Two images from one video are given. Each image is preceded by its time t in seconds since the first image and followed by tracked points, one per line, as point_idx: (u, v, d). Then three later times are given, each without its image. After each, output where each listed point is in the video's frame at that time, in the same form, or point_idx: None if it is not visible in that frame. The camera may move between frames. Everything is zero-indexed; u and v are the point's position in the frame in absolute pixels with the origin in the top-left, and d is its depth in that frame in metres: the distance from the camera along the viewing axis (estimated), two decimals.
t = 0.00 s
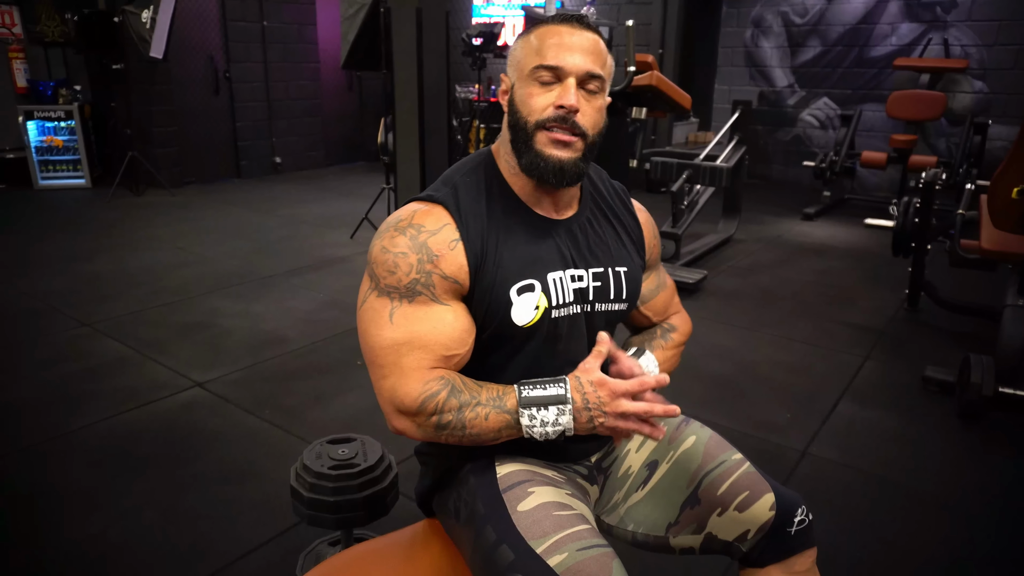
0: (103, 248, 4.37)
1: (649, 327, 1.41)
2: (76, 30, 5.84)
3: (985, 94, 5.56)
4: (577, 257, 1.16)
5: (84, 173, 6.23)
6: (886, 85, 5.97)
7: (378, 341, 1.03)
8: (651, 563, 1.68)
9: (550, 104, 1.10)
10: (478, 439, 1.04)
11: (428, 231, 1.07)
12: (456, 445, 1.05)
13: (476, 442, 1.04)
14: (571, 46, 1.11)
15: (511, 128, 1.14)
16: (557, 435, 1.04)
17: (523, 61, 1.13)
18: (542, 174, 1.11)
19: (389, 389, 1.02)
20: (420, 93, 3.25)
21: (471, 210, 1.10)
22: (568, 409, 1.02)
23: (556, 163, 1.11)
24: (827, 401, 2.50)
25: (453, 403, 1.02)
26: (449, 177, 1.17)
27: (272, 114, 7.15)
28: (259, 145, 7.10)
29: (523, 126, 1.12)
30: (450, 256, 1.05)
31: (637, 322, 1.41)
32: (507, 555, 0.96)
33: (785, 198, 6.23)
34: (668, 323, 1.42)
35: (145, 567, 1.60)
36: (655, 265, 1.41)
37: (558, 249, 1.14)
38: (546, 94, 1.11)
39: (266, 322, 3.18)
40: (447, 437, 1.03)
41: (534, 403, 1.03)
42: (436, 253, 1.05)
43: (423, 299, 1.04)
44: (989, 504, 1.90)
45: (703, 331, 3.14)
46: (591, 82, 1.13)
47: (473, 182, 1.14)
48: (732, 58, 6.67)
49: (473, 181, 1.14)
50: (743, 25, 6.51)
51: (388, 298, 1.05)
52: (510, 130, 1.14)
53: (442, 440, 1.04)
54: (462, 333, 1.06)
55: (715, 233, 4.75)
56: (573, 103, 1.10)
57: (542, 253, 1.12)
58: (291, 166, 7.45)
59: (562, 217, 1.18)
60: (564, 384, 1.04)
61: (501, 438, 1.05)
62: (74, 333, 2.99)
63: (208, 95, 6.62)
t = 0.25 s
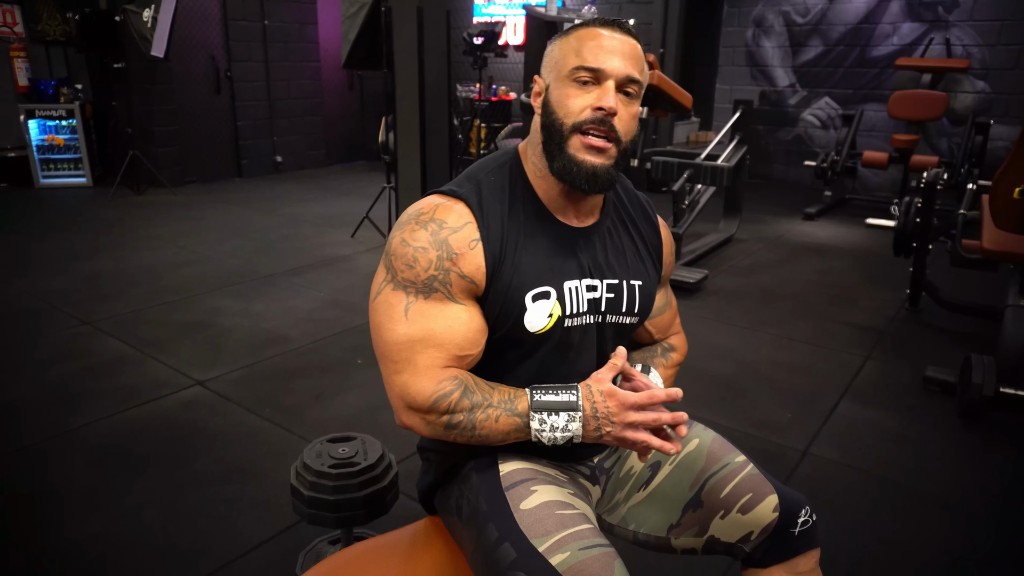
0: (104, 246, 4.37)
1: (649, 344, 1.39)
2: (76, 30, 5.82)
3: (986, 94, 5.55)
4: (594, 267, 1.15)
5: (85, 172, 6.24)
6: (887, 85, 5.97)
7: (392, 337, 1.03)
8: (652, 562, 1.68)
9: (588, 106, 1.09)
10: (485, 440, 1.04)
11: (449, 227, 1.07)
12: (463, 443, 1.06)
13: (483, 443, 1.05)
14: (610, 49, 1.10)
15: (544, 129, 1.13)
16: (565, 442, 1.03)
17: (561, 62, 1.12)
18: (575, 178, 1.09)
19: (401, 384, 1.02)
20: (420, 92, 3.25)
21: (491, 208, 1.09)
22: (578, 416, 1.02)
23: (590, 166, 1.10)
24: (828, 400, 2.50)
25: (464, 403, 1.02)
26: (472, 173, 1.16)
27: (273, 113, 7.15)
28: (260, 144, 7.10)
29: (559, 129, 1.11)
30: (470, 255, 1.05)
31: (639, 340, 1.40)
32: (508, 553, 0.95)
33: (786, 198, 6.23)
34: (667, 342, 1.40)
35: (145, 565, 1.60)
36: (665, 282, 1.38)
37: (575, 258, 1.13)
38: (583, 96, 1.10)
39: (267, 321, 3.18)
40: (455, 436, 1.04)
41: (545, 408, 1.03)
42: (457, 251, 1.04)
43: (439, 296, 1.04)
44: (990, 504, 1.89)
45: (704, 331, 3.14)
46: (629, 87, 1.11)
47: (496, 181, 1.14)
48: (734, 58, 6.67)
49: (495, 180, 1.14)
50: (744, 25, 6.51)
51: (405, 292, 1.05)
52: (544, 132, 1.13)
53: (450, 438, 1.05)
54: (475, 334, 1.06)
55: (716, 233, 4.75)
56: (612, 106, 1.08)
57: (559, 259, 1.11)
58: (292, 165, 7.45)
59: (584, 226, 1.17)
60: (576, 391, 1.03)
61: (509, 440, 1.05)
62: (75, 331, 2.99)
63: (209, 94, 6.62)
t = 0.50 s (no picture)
0: (103, 247, 4.37)
1: (651, 344, 1.40)
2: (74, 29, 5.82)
3: (985, 93, 5.55)
4: (594, 272, 1.15)
5: (83, 172, 6.24)
6: (885, 85, 5.97)
7: (391, 342, 1.03)
8: (650, 563, 1.68)
9: (589, 112, 1.09)
10: (484, 445, 1.04)
11: (450, 231, 1.06)
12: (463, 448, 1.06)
13: (482, 448, 1.04)
14: (610, 53, 1.09)
15: (545, 136, 1.12)
16: (565, 446, 1.02)
17: (561, 67, 1.11)
18: (580, 183, 1.09)
19: (399, 390, 1.03)
20: (419, 92, 3.25)
21: (492, 212, 1.09)
22: (578, 419, 1.01)
23: (594, 173, 1.09)
24: (826, 401, 2.50)
25: (462, 407, 1.02)
26: (473, 176, 1.16)
27: (272, 113, 7.15)
28: (258, 144, 7.10)
29: (561, 135, 1.10)
30: (470, 260, 1.05)
31: (641, 341, 1.40)
32: (506, 556, 0.96)
33: (784, 198, 6.23)
34: (670, 342, 1.40)
35: (143, 566, 1.60)
36: (665, 284, 1.38)
37: (575, 263, 1.13)
38: (584, 102, 1.09)
39: (266, 321, 3.18)
40: (454, 441, 1.04)
41: (544, 412, 1.02)
42: (458, 256, 1.04)
43: (440, 300, 1.04)
44: (988, 505, 1.89)
45: (703, 331, 3.14)
46: (630, 91, 1.11)
47: (497, 185, 1.14)
48: (733, 58, 6.67)
49: (496, 184, 1.14)
50: (743, 25, 6.52)
51: (404, 297, 1.05)
52: (545, 138, 1.13)
53: (448, 443, 1.05)
54: (476, 338, 1.06)
55: (715, 233, 4.75)
56: (614, 112, 1.08)
57: (558, 265, 1.11)
58: (291, 165, 7.45)
59: (583, 231, 1.17)
60: (575, 393, 1.02)
61: (509, 445, 1.04)
62: (74, 332, 3.00)
63: (208, 94, 6.62)
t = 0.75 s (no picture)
0: (101, 248, 4.36)
1: (653, 342, 1.40)
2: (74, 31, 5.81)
3: (983, 97, 5.56)
4: (583, 277, 1.15)
5: (82, 173, 6.23)
6: (884, 89, 5.98)
7: (380, 355, 1.04)
8: (648, 566, 1.69)
9: (573, 117, 1.09)
10: (476, 448, 1.03)
11: (434, 242, 1.07)
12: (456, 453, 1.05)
13: (476, 451, 1.03)
14: (589, 55, 1.09)
15: (529, 143, 1.12)
16: (558, 438, 1.00)
17: (540, 71, 1.11)
18: (567, 190, 1.09)
19: (388, 403, 1.03)
20: (418, 95, 3.25)
21: (478, 222, 1.10)
22: (567, 410, 0.99)
23: (581, 179, 1.10)
24: (824, 404, 2.50)
25: (449, 412, 1.02)
26: (459, 185, 1.16)
27: (271, 115, 7.15)
28: (257, 146, 7.10)
29: (545, 142, 1.10)
30: (455, 270, 1.05)
31: (643, 340, 1.40)
32: (500, 561, 0.96)
33: (783, 201, 6.23)
34: (673, 338, 1.41)
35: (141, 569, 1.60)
36: (663, 283, 1.39)
37: (564, 269, 1.13)
38: (567, 106, 1.09)
39: (264, 323, 3.18)
40: (445, 447, 1.03)
41: (532, 406, 1.00)
42: (442, 267, 1.05)
43: (426, 311, 1.04)
44: (986, 508, 1.90)
45: (701, 334, 3.14)
46: (612, 91, 1.11)
47: (482, 194, 1.14)
48: (731, 61, 6.69)
49: (482, 193, 1.14)
50: (742, 28, 6.53)
51: (391, 310, 1.05)
52: (529, 145, 1.13)
53: (441, 449, 1.04)
54: (465, 346, 1.06)
55: (713, 236, 4.75)
56: (598, 115, 1.08)
57: (548, 271, 1.11)
58: (289, 167, 7.45)
59: (571, 234, 1.16)
60: (562, 384, 1.00)
61: (502, 444, 1.03)
62: (72, 333, 2.99)
63: (207, 96, 6.62)
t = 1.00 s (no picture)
0: (104, 250, 4.37)
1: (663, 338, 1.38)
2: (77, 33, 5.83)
3: (985, 100, 5.56)
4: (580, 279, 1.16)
5: (84, 174, 6.25)
6: (885, 91, 5.98)
7: (362, 357, 1.03)
8: (650, 568, 1.68)
9: (571, 122, 1.08)
10: (451, 448, 0.99)
11: (421, 247, 1.07)
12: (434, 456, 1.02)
13: (453, 451, 1.00)
14: (580, 57, 1.08)
15: (527, 152, 1.12)
16: (534, 429, 0.95)
17: (531, 79, 1.10)
18: (575, 197, 1.09)
19: (365, 404, 1.02)
20: (420, 96, 3.26)
21: (466, 227, 1.10)
22: (538, 397, 0.94)
23: (587, 184, 1.10)
24: (825, 407, 2.50)
25: (422, 411, 0.99)
26: (449, 190, 1.17)
27: (273, 117, 7.16)
28: (259, 147, 7.10)
29: (545, 149, 1.10)
30: (442, 275, 1.05)
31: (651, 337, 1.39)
32: (499, 566, 0.95)
33: (784, 204, 6.23)
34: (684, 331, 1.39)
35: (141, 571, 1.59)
36: (666, 279, 1.39)
37: (560, 272, 1.13)
38: (564, 112, 1.09)
39: (265, 325, 3.18)
40: (421, 448, 1.00)
41: (505, 397, 0.97)
42: (428, 271, 1.05)
43: (411, 316, 1.04)
44: (987, 511, 1.89)
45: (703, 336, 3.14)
46: (606, 90, 1.11)
47: (472, 198, 1.15)
48: (733, 63, 6.69)
49: (472, 198, 1.15)
50: (743, 31, 6.53)
51: (376, 313, 1.05)
52: (527, 153, 1.12)
53: (417, 452, 1.01)
54: (451, 352, 1.05)
55: (715, 238, 4.75)
56: (596, 118, 1.08)
57: (542, 275, 1.11)
58: (292, 169, 7.45)
59: (568, 236, 1.16)
60: (533, 373, 0.96)
61: (480, 443, 0.99)
62: (73, 334, 2.99)
63: (209, 98, 6.63)
